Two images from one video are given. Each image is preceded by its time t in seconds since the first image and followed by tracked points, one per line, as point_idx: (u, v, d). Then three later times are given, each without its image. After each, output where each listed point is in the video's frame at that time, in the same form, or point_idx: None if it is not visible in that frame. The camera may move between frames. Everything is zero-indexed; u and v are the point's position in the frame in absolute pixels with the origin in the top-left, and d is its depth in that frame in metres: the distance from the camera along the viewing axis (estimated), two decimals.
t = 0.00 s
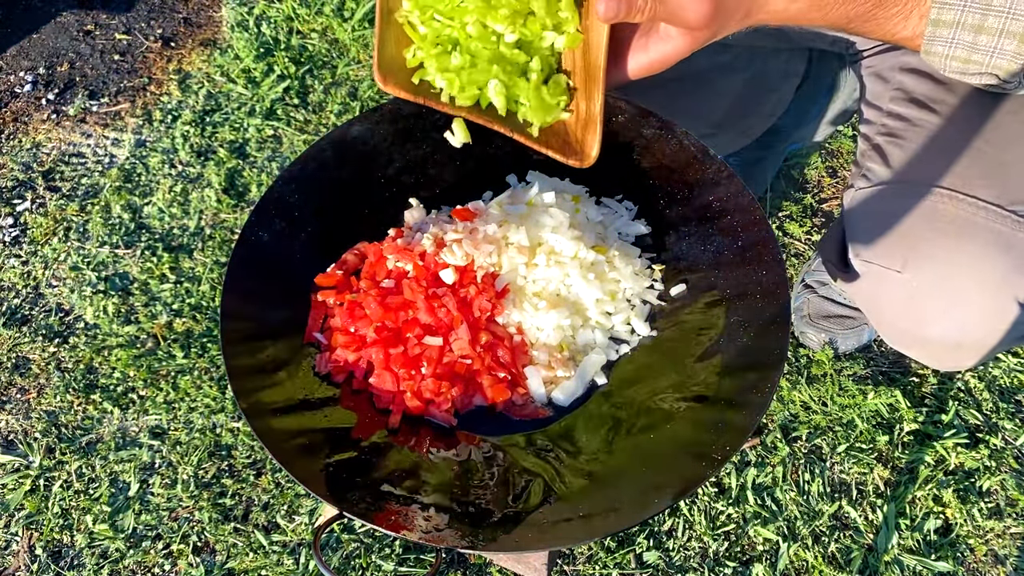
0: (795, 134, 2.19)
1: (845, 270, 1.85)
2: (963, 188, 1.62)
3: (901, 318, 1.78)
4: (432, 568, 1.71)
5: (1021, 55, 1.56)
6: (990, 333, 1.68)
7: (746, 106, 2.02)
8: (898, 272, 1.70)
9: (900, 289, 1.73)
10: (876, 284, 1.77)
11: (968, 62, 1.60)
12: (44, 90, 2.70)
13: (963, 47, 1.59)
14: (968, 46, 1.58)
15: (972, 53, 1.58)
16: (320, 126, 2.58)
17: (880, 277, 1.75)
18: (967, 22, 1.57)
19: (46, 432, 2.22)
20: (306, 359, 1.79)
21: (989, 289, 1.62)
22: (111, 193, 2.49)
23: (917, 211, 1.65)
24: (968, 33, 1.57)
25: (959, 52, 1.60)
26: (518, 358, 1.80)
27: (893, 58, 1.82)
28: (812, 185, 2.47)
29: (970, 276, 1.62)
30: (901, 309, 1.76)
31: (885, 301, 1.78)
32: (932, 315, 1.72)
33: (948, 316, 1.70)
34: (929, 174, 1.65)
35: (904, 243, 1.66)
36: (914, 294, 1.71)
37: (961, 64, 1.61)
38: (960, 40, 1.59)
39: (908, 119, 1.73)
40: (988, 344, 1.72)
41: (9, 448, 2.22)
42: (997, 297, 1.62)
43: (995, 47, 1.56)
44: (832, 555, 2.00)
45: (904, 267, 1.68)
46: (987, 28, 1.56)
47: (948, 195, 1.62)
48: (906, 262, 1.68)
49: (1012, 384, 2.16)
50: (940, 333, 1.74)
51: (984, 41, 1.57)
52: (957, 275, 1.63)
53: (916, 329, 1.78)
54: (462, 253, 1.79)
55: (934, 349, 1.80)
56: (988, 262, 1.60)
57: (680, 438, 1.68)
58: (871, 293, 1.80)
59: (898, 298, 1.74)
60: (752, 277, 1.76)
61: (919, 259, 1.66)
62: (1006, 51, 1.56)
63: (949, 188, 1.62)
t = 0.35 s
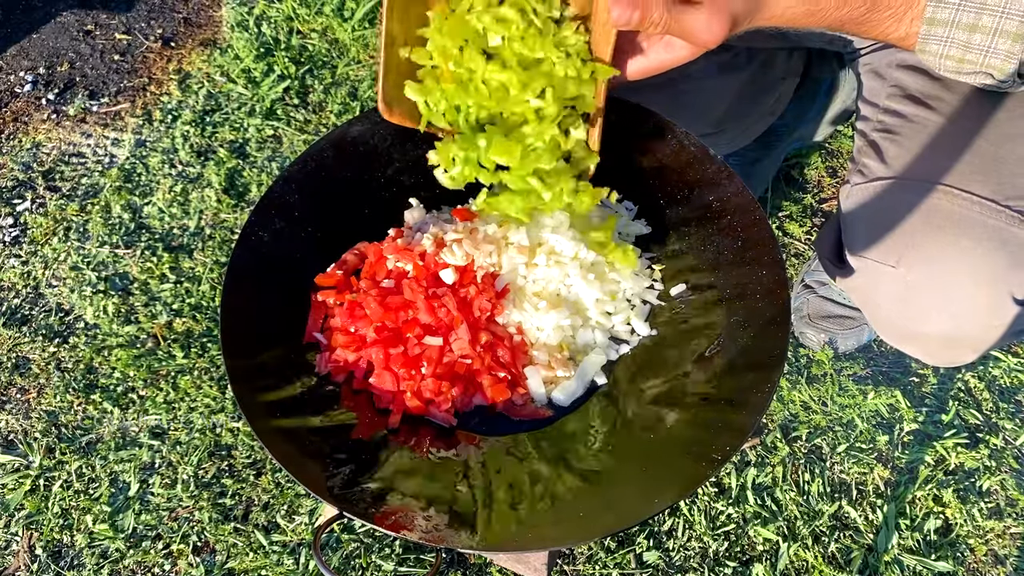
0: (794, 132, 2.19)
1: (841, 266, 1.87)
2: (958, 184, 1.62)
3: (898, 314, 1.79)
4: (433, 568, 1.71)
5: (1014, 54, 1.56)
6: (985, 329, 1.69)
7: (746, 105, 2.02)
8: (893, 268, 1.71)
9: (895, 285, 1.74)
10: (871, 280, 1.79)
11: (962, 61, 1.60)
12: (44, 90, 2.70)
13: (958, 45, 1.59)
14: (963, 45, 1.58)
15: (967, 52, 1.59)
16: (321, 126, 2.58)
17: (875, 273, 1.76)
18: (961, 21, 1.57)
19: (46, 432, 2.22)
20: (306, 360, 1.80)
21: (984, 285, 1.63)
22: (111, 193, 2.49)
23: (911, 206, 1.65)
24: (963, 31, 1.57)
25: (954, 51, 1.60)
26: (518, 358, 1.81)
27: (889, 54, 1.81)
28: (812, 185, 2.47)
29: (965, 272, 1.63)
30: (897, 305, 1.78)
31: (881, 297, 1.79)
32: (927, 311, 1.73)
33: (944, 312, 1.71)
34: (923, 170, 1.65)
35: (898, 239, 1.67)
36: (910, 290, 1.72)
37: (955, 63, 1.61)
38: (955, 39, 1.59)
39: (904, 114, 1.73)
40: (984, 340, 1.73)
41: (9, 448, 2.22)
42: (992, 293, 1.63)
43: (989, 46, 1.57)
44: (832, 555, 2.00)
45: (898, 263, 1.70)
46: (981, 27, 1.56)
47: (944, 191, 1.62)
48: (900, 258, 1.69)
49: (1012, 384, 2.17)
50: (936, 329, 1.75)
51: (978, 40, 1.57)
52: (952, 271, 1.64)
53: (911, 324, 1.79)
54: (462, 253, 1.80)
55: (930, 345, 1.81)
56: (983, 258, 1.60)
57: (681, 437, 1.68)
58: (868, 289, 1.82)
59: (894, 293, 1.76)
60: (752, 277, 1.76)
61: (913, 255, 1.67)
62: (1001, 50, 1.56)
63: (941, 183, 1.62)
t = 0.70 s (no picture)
0: (794, 132, 2.19)
1: (839, 264, 1.87)
2: (957, 184, 1.62)
3: (896, 313, 1.79)
4: (433, 568, 1.71)
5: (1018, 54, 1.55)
6: (984, 328, 1.70)
7: (747, 104, 2.02)
8: (892, 267, 1.71)
9: (894, 284, 1.74)
10: (870, 279, 1.78)
11: (965, 62, 1.60)
12: (44, 90, 2.70)
13: (961, 46, 1.58)
14: (967, 46, 1.58)
15: (970, 53, 1.58)
16: (320, 127, 2.58)
17: (874, 273, 1.76)
18: (966, 22, 1.56)
19: (46, 432, 2.21)
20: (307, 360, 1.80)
21: (982, 285, 1.63)
22: (111, 193, 2.49)
23: (910, 206, 1.65)
24: (966, 32, 1.57)
25: (958, 51, 1.59)
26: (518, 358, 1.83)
27: (888, 54, 1.81)
28: (812, 185, 2.47)
29: (963, 272, 1.63)
30: (897, 305, 1.78)
31: (880, 296, 1.80)
32: (927, 310, 1.73)
33: (944, 312, 1.71)
34: (922, 170, 1.65)
35: (896, 239, 1.67)
36: (908, 289, 1.72)
37: (958, 63, 1.61)
38: (959, 40, 1.58)
39: (903, 112, 1.73)
40: (983, 338, 1.73)
41: (9, 448, 2.22)
42: (991, 292, 1.63)
43: (994, 47, 1.56)
44: (832, 555, 2.00)
45: (897, 262, 1.70)
46: (985, 27, 1.55)
47: (942, 191, 1.62)
48: (898, 258, 1.69)
49: (1012, 385, 2.17)
50: (935, 328, 1.75)
51: (982, 40, 1.56)
52: (951, 270, 1.64)
53: (911, 323, 1.79)
54: (463, 254, 1.84)
55: (929, 344, 1.81)
56: (982, 258, 1.61)
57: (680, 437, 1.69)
58: (866, 288, 1.82)
59: (892, 292, 1.76)
60: (752, 277, 1.76)
61: (912, 255, 1.67)
62: (1005, 52, 1.56)
63: (940, 183, 1.62)
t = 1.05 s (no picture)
0: (794, 132, 2.19)
1: (836, 268, 1.86)
2: (955, 188, 1.62)
3: (892, 317, 1.79)
4: (433, 568, 1.71)
5: None
6: (981, 332, 1.69)
7: (746, 105, 2.02)
8: (887, 271, 1.71)
9: (890, 288, 1.74)
10: (866, 283, 1.78)
11: (973, 57, 1.59)
12: (44, 90, 2.70)
13: (971, 39, 1.57)
14: (976, 40, 1.57)
15: (979, 48, 1.57)
16: (320, 126, 2.58)
17: (870, 277, 1.76)
18: (976, 15, 1.56)
19: (46, 432, 2.21)
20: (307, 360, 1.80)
21: (979, 289, 1.63)
22: (111, 193, 2.49)
23: (907, 210, 1.66)
24: (977, 25, 1.56)
25: (967, 45, 1.58)
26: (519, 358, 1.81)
27: (886, 56, 1.81)
28: (812, 185, 2.47)
29: (960, 275, 1.63)
30: (893, 309, 1.77)
31: (876, 300, 1.79)
32: (923, 315, 1.73)
33: (940, 316, 1.70)
34: (922, 175, 1.65)
35: (893, 242, 1.67)
36: (904, 293, 1.72)
37: (966, 58, 1.60)
38: (969, 34, 1.57)
39: (901, 116, 1.73)
40: (979, 343, 1.72)
41: (9, 448, 2.22)
42: (987, 297, 1.63)
43: (1004, 41, 1.55)
44: (833, 555, 1.99)
45: (893, 266, 1.70)
46: (995, 22, 1.55)
47: (938, 195, 1.62)
48: (895, 261, 1.69)
49: (1012, 385, 2.17)
50: (931, 332, 1.75)
51: (992, 34, 1.55)
52: (947, 275, 1.64)
53: (907, 327, 1.78)
54: (463, 255, 1.82)
55: (924, 348, 1.80)
56: (978, 262, 1.61)
57: (680, 437, 1.69)
58: (863, 292, 1.81)
59: (888, 296, 1.75)
60: (751, 277, 1.77)
61: (908, 258, 1.67)
62: (1015, 47, 1.55)
63: (940, 188, 1.62)
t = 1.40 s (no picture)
0: (793, 133, 2.21)
1: (835, 271, 1.87)
2: (953, 193, 1.62)
3: (890, 320, 1.79)
4: (433, 568, 1.72)
5: None
6: (980, 337, 1.69)
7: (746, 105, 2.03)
8: (886, 275, 1.71)
9: (888, 292, 1.74)
10: (864, 287, 1.78)
11: (987, 27, 1.51)
12: (44, 90, 2.70)
13: (986, 8, 1.49)
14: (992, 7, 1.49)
15: (995, 16, 1.49)
16: (320, 127, 2.59)
17: (868, 280, 1.76)
18: None
19: (46, 432, 2.21)
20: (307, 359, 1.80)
21: (977, 294, 1.63)
22: (111, 193, 2.49)
23: (907, 214, 1.66)
24: None
25: (983, 12, 1.50)
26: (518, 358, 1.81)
27: (886, 58, 1.79)
28: (812, 185, 2.47)
29: (958, 280, 1.63)
30: (891, 313, 1.77)
31: (874, 303, 1.79)
32: (921, 318, 1.73)
33: (938, 319, 1.70)
34: (921, 179, 1.65)
35: (892, 246, 1.68)
36: (903, 297, 1.72)
37: (980, 29, 1.52)
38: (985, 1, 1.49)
39: (901, 119, 1.72)
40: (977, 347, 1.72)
41: (9, 448, 2.22)
42: (987, 301, 1.63)
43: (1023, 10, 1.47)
44: (832, 555, 2.00)
45: (892, 270, 1.70)
46: None
47: (936, 199, 1.63)
48: (893, 265, 1.69)
49: (1012, 385, 2.17)
50: (929, 336, 1.75)
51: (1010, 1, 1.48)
52: (945, 279, 1.64)
53: (905, 331, 1.78)
54: (463, 255, 1.81)
55: (923, 352, 1.80)
56: (979, 266, 1.60)
57: (679, 439, 1.69)
58: (861, 296, 1.81)
59: (887, 300, 1.75)
60: (752, 277, 1.77)
61: (906, 262, 1.67)
62: None
63: (939, 193, 1.63)
